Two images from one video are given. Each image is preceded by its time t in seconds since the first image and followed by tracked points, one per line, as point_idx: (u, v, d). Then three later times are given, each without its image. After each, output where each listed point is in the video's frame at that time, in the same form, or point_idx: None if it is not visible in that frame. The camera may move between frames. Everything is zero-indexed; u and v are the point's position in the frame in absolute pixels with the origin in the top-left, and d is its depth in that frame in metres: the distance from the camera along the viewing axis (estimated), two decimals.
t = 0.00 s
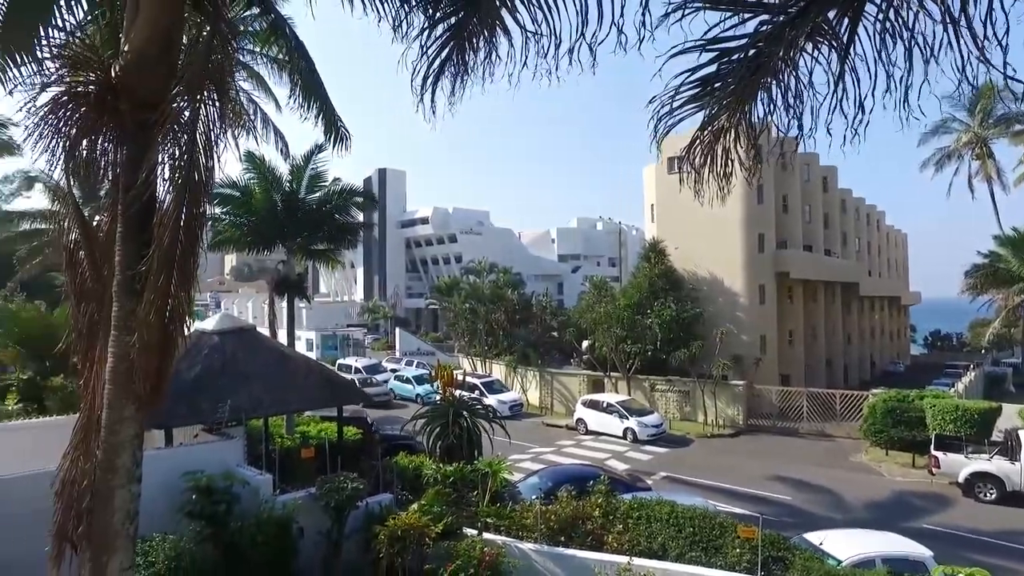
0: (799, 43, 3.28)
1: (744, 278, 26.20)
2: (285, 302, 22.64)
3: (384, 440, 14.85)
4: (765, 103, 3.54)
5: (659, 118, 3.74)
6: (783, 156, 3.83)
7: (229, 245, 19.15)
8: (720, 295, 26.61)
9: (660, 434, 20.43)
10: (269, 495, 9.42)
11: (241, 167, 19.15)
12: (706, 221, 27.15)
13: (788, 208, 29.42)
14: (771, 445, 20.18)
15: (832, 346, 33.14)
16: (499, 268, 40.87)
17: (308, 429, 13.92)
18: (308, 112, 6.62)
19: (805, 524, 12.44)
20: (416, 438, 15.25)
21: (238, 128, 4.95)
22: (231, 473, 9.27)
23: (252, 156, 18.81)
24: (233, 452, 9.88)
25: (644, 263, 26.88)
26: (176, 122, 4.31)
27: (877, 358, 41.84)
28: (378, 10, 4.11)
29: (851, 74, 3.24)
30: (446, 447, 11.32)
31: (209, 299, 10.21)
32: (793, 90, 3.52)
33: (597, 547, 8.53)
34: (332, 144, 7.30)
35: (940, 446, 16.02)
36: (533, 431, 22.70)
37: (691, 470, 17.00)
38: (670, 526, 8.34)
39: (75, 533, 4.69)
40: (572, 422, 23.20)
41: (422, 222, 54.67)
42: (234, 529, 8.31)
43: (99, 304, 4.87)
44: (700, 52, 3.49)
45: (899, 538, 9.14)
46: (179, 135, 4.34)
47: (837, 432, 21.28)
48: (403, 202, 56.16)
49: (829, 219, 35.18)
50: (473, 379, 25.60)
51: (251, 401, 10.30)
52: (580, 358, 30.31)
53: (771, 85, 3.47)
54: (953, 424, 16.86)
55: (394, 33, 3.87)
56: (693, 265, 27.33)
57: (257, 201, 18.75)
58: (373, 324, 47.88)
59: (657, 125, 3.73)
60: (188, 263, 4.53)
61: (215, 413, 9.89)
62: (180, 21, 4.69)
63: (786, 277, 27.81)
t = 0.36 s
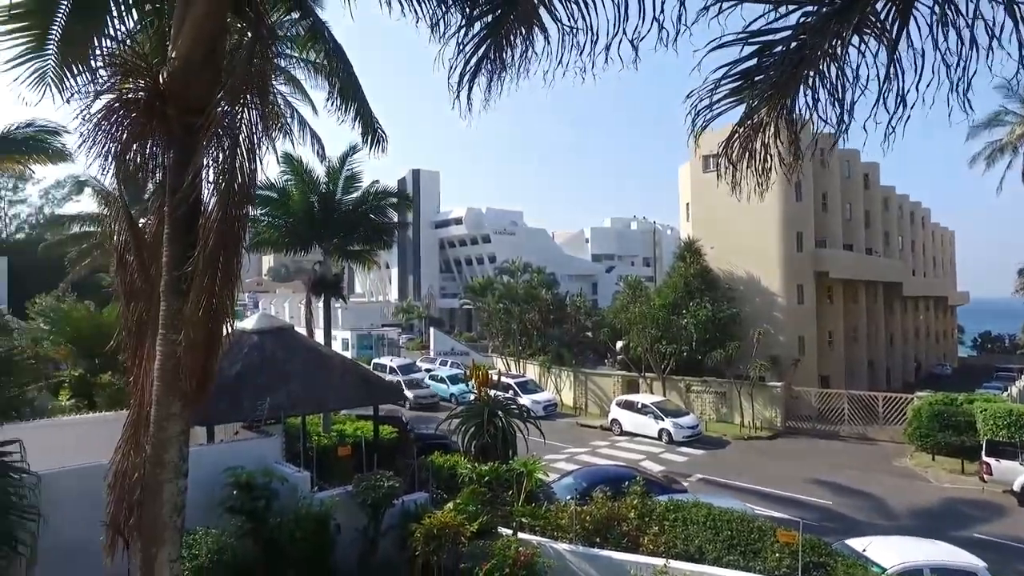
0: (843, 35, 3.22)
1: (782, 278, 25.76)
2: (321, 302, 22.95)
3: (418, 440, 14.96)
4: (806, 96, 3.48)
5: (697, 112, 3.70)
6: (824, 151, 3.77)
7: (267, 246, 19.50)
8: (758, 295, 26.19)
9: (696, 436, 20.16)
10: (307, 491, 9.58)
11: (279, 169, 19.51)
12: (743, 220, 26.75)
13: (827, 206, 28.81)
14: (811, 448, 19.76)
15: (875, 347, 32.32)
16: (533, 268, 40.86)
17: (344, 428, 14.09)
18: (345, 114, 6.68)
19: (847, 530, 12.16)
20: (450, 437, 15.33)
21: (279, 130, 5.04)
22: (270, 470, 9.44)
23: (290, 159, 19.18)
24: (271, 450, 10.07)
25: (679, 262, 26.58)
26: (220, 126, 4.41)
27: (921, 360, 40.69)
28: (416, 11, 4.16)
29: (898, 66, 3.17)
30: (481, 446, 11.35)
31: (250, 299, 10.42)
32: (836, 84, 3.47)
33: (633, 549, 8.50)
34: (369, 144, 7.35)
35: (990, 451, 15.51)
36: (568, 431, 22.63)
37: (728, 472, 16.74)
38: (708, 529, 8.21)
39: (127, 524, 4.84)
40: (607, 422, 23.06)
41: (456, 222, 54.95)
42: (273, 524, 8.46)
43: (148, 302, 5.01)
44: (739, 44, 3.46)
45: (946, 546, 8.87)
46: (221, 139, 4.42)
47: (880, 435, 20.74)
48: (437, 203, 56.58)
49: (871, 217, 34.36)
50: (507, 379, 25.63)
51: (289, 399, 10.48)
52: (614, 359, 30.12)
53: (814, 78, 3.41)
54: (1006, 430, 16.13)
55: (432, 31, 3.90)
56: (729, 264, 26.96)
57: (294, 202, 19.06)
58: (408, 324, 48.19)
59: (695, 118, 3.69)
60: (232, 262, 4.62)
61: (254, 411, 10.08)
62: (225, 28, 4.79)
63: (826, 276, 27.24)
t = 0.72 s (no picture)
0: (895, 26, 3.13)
1: (828, 277, 25.13)
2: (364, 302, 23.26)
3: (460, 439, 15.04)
4: (854, 91, 3.39)
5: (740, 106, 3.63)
6: (873, 149, 3.65)
7: (311, 247, 19.87)
8: (804, 295, 25.59)
9: (739, 438, 19.81)
10: (351, 489, 9.74)
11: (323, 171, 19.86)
12: (788, 217, 26.18)
13: (876, 202, 27.99)
14: (860, 452, 19.24)
15: (928, 349, 31.27)
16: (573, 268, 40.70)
17: (387, 426, 14.28)
18: (389, 116, 6.74)
19: (898, 538, 11.80)
20: (490, 437, 15.35)
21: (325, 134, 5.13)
22: (315, 467, 9.64)
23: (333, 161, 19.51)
24: (316, 447, 10.26)
25: (722, 261, 26.16)
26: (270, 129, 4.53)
27: (978, 363, 39.17)
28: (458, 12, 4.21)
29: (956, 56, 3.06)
30: (522, 446, 11.37)
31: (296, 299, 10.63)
32: (886, 77, 3.37)
33: (676, 551, 8.42)
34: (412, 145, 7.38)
35: None
36: (609, 432, 22.49)
37: (773, 476, 16.41)
38: (753, 533, 8.05)
39: (182, 517, 4.98)
40: (648, 423, 22.84)
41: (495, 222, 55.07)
42: (319, 520, 8.63)
43: (201, 302, 5.16)
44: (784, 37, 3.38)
45: (1006, 557, 8.51)
46: (270, 143, 4.53)
47: (934, 440, 20.06)
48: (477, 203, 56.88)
49: (923, 214, 33.25)
50: (547, 379, 25.59)
51: (334, 397, 10.67)
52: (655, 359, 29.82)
53: (863, 71, 3.32)
54: None
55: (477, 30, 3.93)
56: (773, 263, 26.42)
57: (337, 203, 19.35)
58: (448, 324, 48.42)
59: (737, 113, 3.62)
60: (281, 261, 4.73)
61: (301, 409, 10.29)
62: (274, 34, 4.92)
63: (875, 275, 26.48)
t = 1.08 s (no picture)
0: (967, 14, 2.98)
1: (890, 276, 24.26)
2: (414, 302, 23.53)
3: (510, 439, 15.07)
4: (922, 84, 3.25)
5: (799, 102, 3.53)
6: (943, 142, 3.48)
7: (363, 248, 20.20)
8: (863, 295, 24.74)
9: (795, 441, 19.29)
10: (403, 487, 9.89)
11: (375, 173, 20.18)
12: (849, 214, 25.36)
13: (942, 198, 26.84)
14: (925, 459, 18.48)
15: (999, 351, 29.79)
16: (622, 268, 40.31)
17: (438, 425, 14.42)
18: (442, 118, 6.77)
19: (969, 551, 11.26)
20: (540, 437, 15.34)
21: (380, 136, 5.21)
22: (369, 465, 9.82)
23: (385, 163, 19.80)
24: (369, 445, 10.46)
25: (776, 260, 25.51)
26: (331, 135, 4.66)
27: None
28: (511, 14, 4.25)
29: None
30: (573, 447, 11.31)
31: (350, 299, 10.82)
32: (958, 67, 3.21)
33: (730, 556, 8.18)
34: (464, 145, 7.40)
35: None
36: (660, 434, 22.19)
37: (831, 481, 15.93)
38: (812, 541, 7.78)
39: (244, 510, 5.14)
40: (700, 425, 22.45)
41: (544, 222, 55.00)
42: (372, 517, 8.78)
43: (263, 303, 5.32)
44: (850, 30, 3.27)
45: None
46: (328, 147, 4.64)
47: (1006, 447, 19.11)
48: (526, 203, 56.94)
49: (994, 209, 31.70)
50: (597, 379, 25.40)
51: (387, 396, 10.85)
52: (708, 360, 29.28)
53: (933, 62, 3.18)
54: None
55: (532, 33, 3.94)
56: (831, 262, 25.63)
57: (389, 205, 19.62)
58: (497, 324, 48.55)
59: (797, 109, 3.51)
60: (338, 262, 4.84)
61: (354, 407, 10.49)
62: (332, 40, 5.01)
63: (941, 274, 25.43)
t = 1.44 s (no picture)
0: None
1: (957, 276, 23.31)
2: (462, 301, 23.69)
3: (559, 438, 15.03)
4: (1001, 70, 3.08)
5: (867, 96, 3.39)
6: None
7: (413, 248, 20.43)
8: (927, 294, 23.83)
9: (853, 446, 18.69)
10: (453, 485, 9.97)
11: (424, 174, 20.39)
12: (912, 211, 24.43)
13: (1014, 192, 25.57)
14: (994, 467, 17.66)
15: None
16: (672, 267, 39.74)
17: (487, 424, 14.48)
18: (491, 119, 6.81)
19: None
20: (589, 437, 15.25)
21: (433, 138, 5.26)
22: (420, 463, 9.93)
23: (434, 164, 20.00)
24: (420, 443, 10.58)
25: (833, 258, 24.75)
26: (387, 138, 4.75)
27: None
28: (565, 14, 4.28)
29: None
30: (623, 448, 11.19)
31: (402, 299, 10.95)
32: None
33: (785, 563, 8.03)
34: (514, 145, 7.41)
35: None
36: (711, 436, 21.79)
37: (892, 488, 15.37)
38: (873, 549, 7.47)
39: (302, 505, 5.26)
40: (753, 428, 21.96)
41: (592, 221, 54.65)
42: (423, 515, 8.87)
43: (318, 303, 5.44)
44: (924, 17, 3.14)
45: None
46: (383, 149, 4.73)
47: None
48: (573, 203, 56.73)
49: None
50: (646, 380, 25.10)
51: (437, 395, 10.96)
52: (761, 361, 28.61)
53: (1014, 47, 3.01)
54: None
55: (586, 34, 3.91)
56: (892, 260, 24.74)
57: (438, 205, 19.78)
58: (545, 324, 48.38)
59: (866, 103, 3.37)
60: (392, 263, 4.93)
61: (406, 406, 10.62)
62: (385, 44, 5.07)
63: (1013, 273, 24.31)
